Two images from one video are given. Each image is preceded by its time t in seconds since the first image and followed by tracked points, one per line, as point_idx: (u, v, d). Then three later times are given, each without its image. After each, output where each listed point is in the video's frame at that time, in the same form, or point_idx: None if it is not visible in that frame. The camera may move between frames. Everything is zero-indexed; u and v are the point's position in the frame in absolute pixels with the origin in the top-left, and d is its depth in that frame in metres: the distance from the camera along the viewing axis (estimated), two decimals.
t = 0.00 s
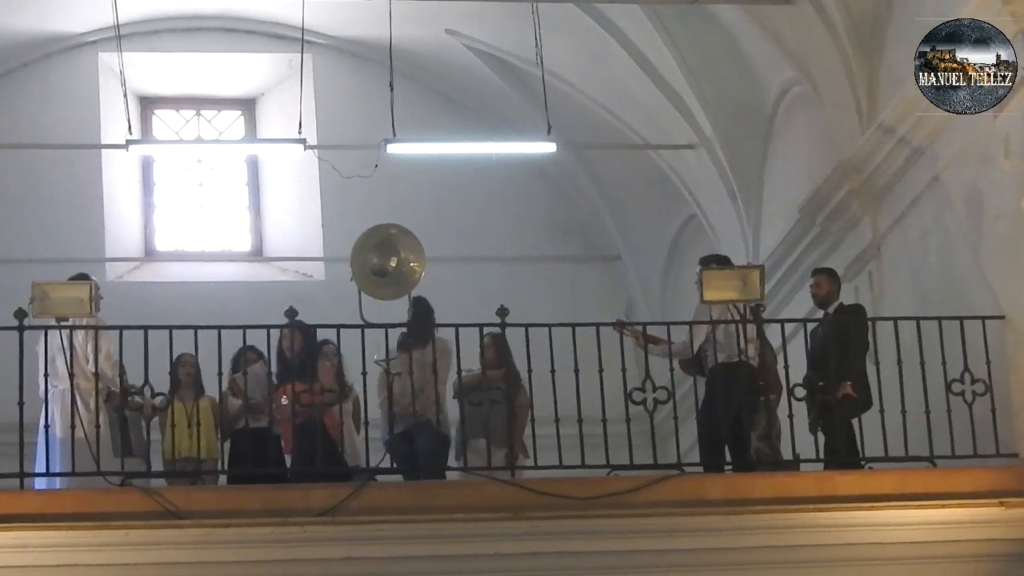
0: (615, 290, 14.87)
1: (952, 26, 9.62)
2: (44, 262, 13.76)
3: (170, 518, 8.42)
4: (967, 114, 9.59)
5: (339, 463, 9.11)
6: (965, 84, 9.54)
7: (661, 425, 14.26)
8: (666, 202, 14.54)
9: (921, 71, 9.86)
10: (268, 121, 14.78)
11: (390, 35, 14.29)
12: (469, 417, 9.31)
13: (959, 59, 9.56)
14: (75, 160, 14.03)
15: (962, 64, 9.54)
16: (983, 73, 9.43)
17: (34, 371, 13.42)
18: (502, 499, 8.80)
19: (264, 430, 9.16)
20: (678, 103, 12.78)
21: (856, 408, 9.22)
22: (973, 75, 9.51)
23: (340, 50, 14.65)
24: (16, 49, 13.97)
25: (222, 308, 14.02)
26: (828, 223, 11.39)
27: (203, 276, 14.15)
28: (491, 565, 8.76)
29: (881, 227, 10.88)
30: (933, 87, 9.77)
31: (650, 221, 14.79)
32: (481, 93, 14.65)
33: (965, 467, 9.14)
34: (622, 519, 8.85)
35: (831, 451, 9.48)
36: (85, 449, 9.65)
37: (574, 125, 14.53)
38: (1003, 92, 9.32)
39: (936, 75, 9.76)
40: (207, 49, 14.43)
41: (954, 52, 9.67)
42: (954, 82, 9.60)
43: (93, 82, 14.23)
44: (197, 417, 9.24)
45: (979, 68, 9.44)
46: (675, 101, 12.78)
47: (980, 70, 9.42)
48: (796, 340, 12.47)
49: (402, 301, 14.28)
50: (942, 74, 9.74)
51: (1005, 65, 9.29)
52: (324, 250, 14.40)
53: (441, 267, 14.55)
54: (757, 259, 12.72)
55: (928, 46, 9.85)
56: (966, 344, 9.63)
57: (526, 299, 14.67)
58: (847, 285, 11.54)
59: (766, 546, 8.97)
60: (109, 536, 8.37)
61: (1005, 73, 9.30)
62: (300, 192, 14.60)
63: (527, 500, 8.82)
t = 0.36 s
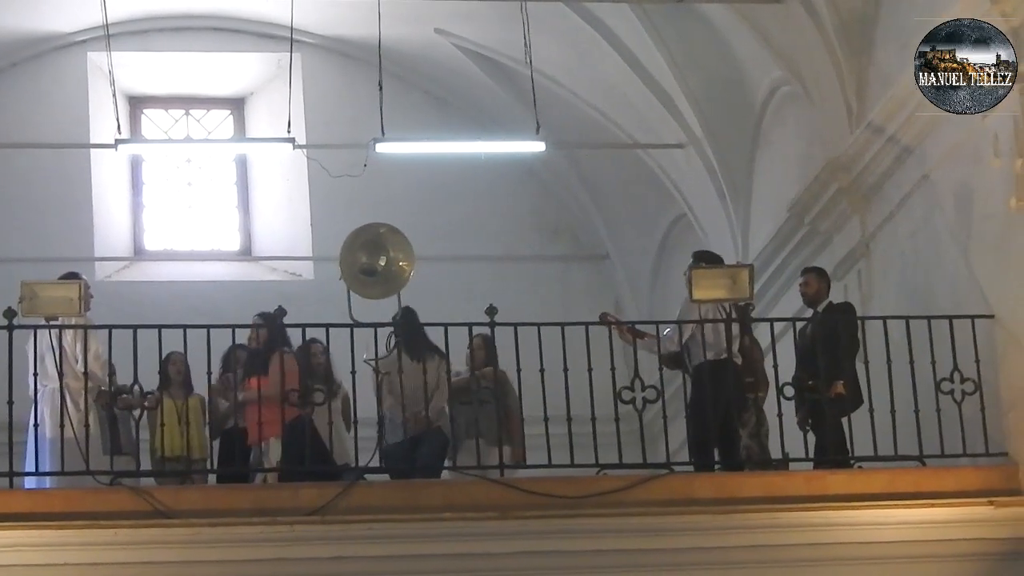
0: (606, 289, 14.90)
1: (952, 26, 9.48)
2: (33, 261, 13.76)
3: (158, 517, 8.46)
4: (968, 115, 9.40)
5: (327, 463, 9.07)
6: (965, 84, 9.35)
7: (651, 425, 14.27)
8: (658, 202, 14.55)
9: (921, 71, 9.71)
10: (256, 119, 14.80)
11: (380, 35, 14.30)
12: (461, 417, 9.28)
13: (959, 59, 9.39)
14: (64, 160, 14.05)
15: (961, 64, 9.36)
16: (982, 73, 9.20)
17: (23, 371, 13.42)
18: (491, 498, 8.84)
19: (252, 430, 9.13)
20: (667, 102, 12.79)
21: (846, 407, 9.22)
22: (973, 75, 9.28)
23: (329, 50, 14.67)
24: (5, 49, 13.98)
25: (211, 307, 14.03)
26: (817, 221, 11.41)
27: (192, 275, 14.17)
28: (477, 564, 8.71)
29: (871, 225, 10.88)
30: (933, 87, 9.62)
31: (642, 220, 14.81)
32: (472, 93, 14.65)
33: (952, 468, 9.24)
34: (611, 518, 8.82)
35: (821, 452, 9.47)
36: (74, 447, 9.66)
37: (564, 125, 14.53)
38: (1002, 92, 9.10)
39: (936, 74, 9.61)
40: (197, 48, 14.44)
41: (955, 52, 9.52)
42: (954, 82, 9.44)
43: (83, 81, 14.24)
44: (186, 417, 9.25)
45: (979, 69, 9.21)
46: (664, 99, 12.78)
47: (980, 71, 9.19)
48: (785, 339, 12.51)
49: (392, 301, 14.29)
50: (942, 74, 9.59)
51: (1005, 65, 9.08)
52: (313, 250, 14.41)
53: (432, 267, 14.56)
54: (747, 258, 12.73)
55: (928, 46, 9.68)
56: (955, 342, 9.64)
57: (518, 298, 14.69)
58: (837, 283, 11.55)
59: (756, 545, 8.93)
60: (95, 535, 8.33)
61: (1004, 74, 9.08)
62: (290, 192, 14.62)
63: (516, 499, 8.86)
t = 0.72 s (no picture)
0: (599, 288, 14.92)
1: (951, 26, 9.41)
2: (26, 260, 13.76)
3: (151, 516, 8.44)
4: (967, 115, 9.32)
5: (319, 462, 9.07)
6: (965, 84, 9.28)
7: (643, 424, 14.31)
8: (650, 200, 14.56)
9: (921, 71, 9.66)
10: (250, 119, 14.83)
11: (371, 34, 14.29)
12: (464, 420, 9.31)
13: (959, 60, 9.36)
14: (56, 158, 14.05)
15: (962, 64, 9.32)
16: (983, 73, 9.18)
17: (16, 370, 13.43)
18: (482, 497, 8.82)
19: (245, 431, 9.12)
20: (660, 101, 12.78)
21: (838, 406, 9.17)
22: (973, 76, 9.23)
23: (321, 49, 14.66)
24: None
25: (204, 306, 14.04)
26: (809, 221, 11.44)
27: (184, 274, 14.18)
28: (469, 564, 8.74)
29: (863, 225, 10.90)
30: (933, 87, 9.57)
31: (635, 219, 14.82)
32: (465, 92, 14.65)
33: (943, 466, 9.24)
34: (603, 517, 8.80)
35: (814, 452, 9.47)
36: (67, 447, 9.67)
37: (556, 124, 14.54)
38: (1003, 92, 9.06)
39: (937, 74, 9.54)
40: (189, 47, 14.43)
41: (955, 52, 9.44)
42: (954, 82, 9.37)
43: (75, 80, 14.23)
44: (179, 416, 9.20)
45: (979, 69, 9.18)
46: (656, 98, 12.78)
47: (980, 70, 9.17)
48: (777, 338, 12.55)
49: (384, 299, 14.31)
50: (942, 73, 9.53)
51: (1005, 65, 9.06)
52: (306, 249, 14.41)
53: (426, 265, 14.58)
54: (739, 257, 12.75)
55: (928, 46, 9.60)
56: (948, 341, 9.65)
57: (512, 297, 14.73)
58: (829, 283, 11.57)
59: (747, 545, 8.95)
60: (87, 534, 8.31)
61: (1005, 73, 9.06)
62: (282, 191, 14.63)
63: (508, 499, 8.84)
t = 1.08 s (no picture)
0: (593, 286, 14.96)
1: (950, 26, 9.39)
2: (19, 259, 13.75)
3: (144, 514, 8.43)
4: (967, 115, 9.30)
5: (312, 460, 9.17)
6: (965, 84, 9.29)
7: (637, 422, 14.33)
8: (644, 198, 14.58)
9: (921, 71, 9.63)
10: (242, 119, 14.76)
11: (364, 32, 14.31)
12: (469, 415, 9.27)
13: (959, 60, 9.37)
14: (49, 157, 14.05)
15: (962, 64, 9.34)
16: (983, 73, 9.18)
17: (9, 369, 13.42)
18: (477, 496, 8.82)
19: (238, 430, 9.06)
20: (653, 99, 12.79)
21: (830, 405, 9.22)
22: (973, 76, 9.26)
23: (314, 47, 14.67)
24: None
25: (198, 305, 14.04)
26: (802, 219, 11.45)
27: (178, 272, 14.18)
28: (462, 562, 8.73)
29: (856, 222, 10.92)
30: (933, 87, 9.56)
31: (629, 217, 14.84)
32: (459, 90, 14.65)
33: (937, 464, 9.26)
34: (596, 515, 8.80)
35: (807, 451, 9.47)
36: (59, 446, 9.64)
37: (549, 122, 14.56)
38: (1003, 92, 9.03)
39: (937, 75, 9.54)
40: (182, 45, 14.44)
41: (954, 52, 9.43)
42: (954, 82, 9.37)
43: (68, 79, 14.22)
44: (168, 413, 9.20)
45: (979, 69, 9.20)
46: (649, 96, 12.79)
47: (980, 70, 9.17)
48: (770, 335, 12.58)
49: (378, 298, 14.32)
50: (942, 74, 9.52)
51: (1006, 65, 9.05)
52: (299, 247, 14.44)
53: (420, 264, 14.60)
54: (732, 255, 12.78)
55: (928, 46, 9.59)
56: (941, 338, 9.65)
57: (506, 295, 14.76)
58: (822, 281, 11.59)
59: (742, 543, 8.94)
60: (80, 532, 8.32)
61: (1005, 73, 9.05)
62: (276, 190, 14.64)
63: (501, 497, 8.85)
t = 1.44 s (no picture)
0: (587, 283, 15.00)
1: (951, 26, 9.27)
2: (13, 255, 13.75)
3: (139, 511, 8.37)
4: (968, 115, 9.22)
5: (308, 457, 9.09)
6: (965, 84, 9.18)
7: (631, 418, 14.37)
8: (638, 195, 14.60)
9: (921, 71, 9.56)
10: (236, 113, 14.81)
11: (359, 29, 14.32)
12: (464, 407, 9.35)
13: (959, 60, 9.29)
14: (43, 153, 14.04)
15: (962, 64, 9.26)
16: (983, 73, 9.04)
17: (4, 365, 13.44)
18: (470, 493, 8.79)
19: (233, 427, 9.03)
20: (647, 95, 12.80)
21: (825, 400, 9.19)
22: (973, 76, 9.14)
23: (308, 43, 14.69)
24: None
25: (192, 301, 14.07)
26: (796, 215, 11.48)
27: (172, 268, 14.21)
28: (456, 558, 8.74)
29: (849, 219, 10.94)
30: (933, 87, 9.49)
31: (623, 214, 14.87)
32: (454, 86, 14.66)
33: (932, 460, 9.21)
34: (592, 511, 8.78)
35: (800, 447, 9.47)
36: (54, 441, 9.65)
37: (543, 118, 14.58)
38: (1003, 92, 8.91)
39: (937, 75, 9.45)
40: (176, 42, 14.44)
41: (955, 52, 9.32)
42: (954, 82, 9.29)
43: (62, 75, 14.21)
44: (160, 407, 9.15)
45: (979, 69, 9.07)
46: (643, 92, 12.81)
47: (981, 70, 9.03)
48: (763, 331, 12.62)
49: (373, 294, 14.35)
50: (942, 74, 9.43)
51: (1006, 65, 8.89)
52: (293, 243, 14.49)
53: (414, 260, 14.65)
54: (726, 252, 12.81)
55: (928, 46, 9.44)
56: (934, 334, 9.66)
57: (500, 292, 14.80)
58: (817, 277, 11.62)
59: (736, 538, 8.94)
60: (76, 529, 8.27)
61: (1005, 73, 8.89)
62: (270, 186, 14.68)
63: (496, 493, 8.83)
